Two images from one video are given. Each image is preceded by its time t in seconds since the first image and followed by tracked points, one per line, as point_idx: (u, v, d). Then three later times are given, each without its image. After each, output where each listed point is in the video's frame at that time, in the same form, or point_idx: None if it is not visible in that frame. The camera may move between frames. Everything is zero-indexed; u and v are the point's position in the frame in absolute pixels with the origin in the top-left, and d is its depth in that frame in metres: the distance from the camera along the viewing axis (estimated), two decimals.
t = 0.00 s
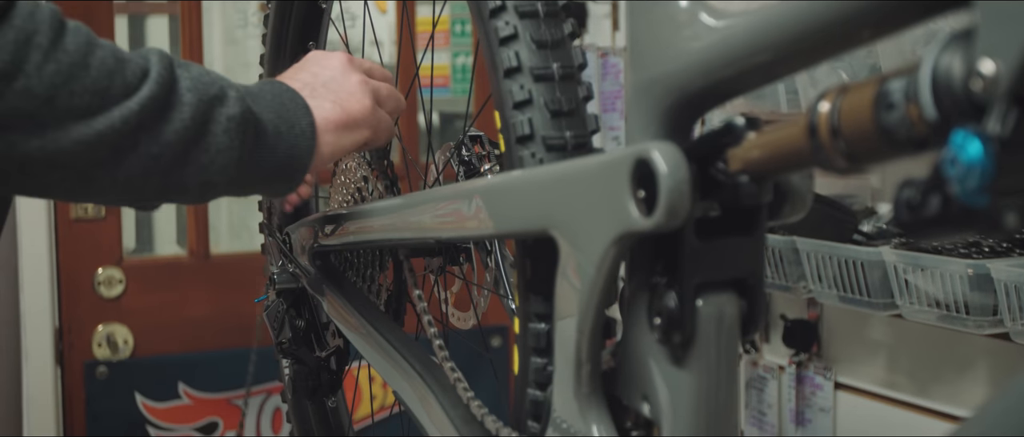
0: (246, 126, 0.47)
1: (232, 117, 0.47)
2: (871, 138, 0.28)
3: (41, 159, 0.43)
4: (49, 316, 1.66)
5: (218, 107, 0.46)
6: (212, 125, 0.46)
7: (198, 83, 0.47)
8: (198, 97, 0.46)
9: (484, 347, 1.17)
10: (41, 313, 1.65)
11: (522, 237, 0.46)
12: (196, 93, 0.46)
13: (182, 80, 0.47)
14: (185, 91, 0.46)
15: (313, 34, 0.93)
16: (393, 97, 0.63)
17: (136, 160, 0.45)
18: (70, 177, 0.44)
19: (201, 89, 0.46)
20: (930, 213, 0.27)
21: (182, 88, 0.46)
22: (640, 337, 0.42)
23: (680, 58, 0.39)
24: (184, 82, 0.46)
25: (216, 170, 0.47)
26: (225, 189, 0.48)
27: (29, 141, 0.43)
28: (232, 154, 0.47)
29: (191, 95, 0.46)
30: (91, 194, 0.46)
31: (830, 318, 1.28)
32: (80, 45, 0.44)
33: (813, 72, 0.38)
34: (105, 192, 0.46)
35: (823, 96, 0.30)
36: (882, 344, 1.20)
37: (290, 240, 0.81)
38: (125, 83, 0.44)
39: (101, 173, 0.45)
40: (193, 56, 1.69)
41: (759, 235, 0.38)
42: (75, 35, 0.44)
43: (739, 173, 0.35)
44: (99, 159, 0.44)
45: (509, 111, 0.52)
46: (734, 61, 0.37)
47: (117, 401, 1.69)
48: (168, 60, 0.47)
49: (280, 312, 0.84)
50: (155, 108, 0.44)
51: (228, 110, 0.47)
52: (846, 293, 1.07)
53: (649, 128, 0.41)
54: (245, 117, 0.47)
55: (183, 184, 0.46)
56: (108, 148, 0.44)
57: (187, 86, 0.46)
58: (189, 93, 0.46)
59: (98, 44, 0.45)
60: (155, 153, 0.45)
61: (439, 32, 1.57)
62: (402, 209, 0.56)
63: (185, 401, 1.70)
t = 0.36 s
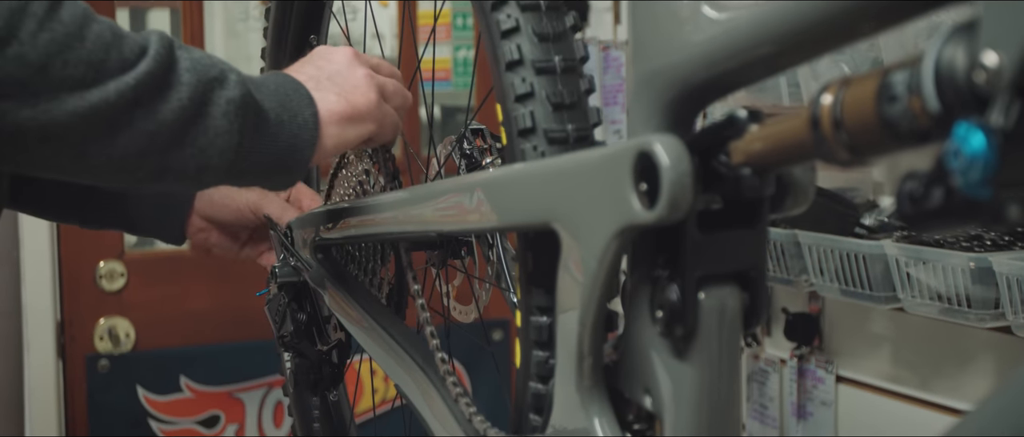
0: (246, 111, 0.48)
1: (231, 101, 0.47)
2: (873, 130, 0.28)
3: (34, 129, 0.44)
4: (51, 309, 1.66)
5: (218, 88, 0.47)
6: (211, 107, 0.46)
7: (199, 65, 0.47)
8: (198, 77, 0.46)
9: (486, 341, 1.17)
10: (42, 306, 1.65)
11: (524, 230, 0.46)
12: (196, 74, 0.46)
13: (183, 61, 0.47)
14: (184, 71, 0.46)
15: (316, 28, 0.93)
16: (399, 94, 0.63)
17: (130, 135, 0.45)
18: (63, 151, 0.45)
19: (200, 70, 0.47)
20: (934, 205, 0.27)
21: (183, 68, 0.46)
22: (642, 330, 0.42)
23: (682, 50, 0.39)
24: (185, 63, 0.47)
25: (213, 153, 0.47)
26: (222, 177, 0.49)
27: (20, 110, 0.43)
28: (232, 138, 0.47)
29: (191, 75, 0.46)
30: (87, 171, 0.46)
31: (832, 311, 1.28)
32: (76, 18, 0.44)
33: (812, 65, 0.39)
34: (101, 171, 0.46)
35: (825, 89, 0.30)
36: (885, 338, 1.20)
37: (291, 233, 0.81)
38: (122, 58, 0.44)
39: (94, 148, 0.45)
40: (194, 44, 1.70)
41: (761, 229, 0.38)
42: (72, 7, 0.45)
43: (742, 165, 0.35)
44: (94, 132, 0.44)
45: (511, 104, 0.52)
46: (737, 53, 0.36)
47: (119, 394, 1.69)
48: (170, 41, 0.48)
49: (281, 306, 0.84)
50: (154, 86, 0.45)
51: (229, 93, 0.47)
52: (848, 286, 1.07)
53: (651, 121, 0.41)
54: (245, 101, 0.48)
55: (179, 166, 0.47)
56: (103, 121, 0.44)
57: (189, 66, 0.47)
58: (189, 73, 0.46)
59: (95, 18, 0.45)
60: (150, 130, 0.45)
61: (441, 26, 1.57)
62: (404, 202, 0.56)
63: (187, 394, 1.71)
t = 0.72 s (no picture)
0: (251, 115, 0.49)
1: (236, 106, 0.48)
2: (874, 122, 0.28)
3: (41, 123, 0.45)
4: (53, 303, 1.66)
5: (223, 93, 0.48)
6: (216, 113, 0.48)
7: (206, 71, 0.48)
8: (204, 81, 0.48)
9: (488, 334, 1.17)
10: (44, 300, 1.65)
11: (526, 223, 0.46)
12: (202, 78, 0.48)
13: (189, 65, 0.48)
14: (191, 75, 0.48)
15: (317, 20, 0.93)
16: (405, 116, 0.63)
17: (133, 136, 0.46)
18: (69, 150, 0.46)
19: (206, 74, 0.48)
20: (936, 198, 0.27)
21: (189, 71, 0.48)
22: (644, 323, 0.42)
23: (685, 42, 0.39)
24: (192, 68, 0.48)
25: (214, 159, 0.48)
26: (223, 183, 0.49)
27: (28, 104, 0.45)
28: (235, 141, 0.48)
29: (196, 78, 0.48)
30: (92, 173, 0.47)
31: (834, 305, 1.28)
32: (85, 16, 0.47)
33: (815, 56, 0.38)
34: (104, 172, 0.47)
35: (827, 81, 0.30)
36: (887, 331, 1.20)
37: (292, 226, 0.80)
38: (129, 58, 0.46)
39: (98, 148, 0.46)
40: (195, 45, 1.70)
41: (762, 221, 0.38)
42: (82, 6, 0.47)
43: (743, 158, 0.35)
44: (98, 130, 0.46)
45: (512, 96, 0.52)
46: (738, 45, 0.37)
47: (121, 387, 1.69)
48: (178, 46, 0.49)
49: (283, 299, 0.84)
50: (158, 87, 0.46)
51: (233, 99, 0.48)
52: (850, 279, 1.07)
53: (653, 113, 0.41)
54: (249, 108, 0.49)
55: (181, 171, 0.47)
56: (108, 119, 0.45)
57: (195, 71, 0.48)
58: (196, 77, 0.48)
59: (104, 18, 0.47)
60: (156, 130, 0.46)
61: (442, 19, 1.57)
62: (405, 195, 0.56)
63: (188, 387, 1.71)
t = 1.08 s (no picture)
0: (221, 129, 0.49)
1: (207, 121, 0.48)
2: (877, 113, 0.28)
3: (5, 128, 0.46)
4: (54, 297, 1.66)
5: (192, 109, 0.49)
6: (184, 124, 0.48)
7: (176, 84, 0.49)
8: (173, 95, 0.49)
9: (488, 327, 1.18)
10: (46, 293, 1.65)
11: (527, 216, 0.46)
12: (170, 91, 0.49)
13: (158, 77, 0.49)
14: (160, 86, 0.49)
15: (317, 13, 0.93)
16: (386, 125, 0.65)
17: (99, 146, 0.47)
18: (36, 155, 0.47)
19: (175, 88, 0.49)
20: (937, 191, 0.27)
21: (158, 84, 0.49)
22: (646, 316, 0.42)
23: (686, 34, 0.39)
24: (161, 80, 0.49)
25: (182, 171, 0.48)
26: (187, 197, 0.50)
27: None
28: (202, 156, 0.48)
29: (165, 90, 0.48)
30: (58, 180, 0.49)
31: (835, 298, 1.28)
32: (55, 23, 0.47)
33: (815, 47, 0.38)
34: (70, 180, 0.48)
35: (829, 73, 0.30)
36: (888, 325, 1.20)
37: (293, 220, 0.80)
38: (96, 67, 0.47)
39: (65, 154, 0.47)
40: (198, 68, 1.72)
41: (763, 214, 0.38)
42: (53, 13, 0.48)
43: (744, 150, 0.35)
44: (64, 137, 0.47)
45: (514, 89, 0.51)
46: (739, 37, 0.36)
47: (122, 381, 1.69)
48: (148, 56, 0.50)
49: (284, 292, 0.85)
50: (127, 97, 0.47)
51: (202, 111, 0.49)
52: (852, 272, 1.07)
53: (654, 105, 0.41)
54: (220, 121, 0.49)
55: (146, 181, 0.48)
56: (73, 127, 0.46)
57: (164, 83, 0.49)
58: (165, 90, 0.49)
59: (75, 26, 0.48)
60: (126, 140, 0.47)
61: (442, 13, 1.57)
62: (406, 188, 0.56)
63: (189, 381, 1.71)
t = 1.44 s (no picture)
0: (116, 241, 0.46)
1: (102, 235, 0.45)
2: (877, 108, 0.28)
3: None
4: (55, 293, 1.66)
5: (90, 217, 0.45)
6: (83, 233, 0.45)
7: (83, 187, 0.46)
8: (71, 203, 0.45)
9: (491, 322, 1.17)
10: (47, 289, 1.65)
11: (529, 210, 0.46)
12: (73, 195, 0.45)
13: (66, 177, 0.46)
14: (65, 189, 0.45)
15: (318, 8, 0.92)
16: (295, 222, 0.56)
17: None
18: None
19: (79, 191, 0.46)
20: (939, 185, 0.27)
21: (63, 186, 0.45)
22: (649, 310, 0.42)
23: (687, 29, 0.39)
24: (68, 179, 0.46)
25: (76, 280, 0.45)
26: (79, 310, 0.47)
27: None
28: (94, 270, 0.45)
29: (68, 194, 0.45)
30: None
31: (836, 292, 1.28)
32: None
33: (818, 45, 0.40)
34: None
35: (830, 68, 0.30)
36: (890, 320, 1.20)
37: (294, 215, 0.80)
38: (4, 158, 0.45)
39: None
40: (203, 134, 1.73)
41: (765, 208, 0.38)
42: None
43: (746, 144, 0.35)
44: None
45: (516, 84, 0.52)
46: (741, 32, 0.36)
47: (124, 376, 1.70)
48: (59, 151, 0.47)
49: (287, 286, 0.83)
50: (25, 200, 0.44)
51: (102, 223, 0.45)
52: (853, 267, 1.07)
53: (655, 99, 0.41)
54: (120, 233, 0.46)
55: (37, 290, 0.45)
56: None
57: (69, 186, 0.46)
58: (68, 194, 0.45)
59: None
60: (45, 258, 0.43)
61: (444, 7, 1.56)
62: (408, 183, 0.56)
63: (191, 376, 1.70)
